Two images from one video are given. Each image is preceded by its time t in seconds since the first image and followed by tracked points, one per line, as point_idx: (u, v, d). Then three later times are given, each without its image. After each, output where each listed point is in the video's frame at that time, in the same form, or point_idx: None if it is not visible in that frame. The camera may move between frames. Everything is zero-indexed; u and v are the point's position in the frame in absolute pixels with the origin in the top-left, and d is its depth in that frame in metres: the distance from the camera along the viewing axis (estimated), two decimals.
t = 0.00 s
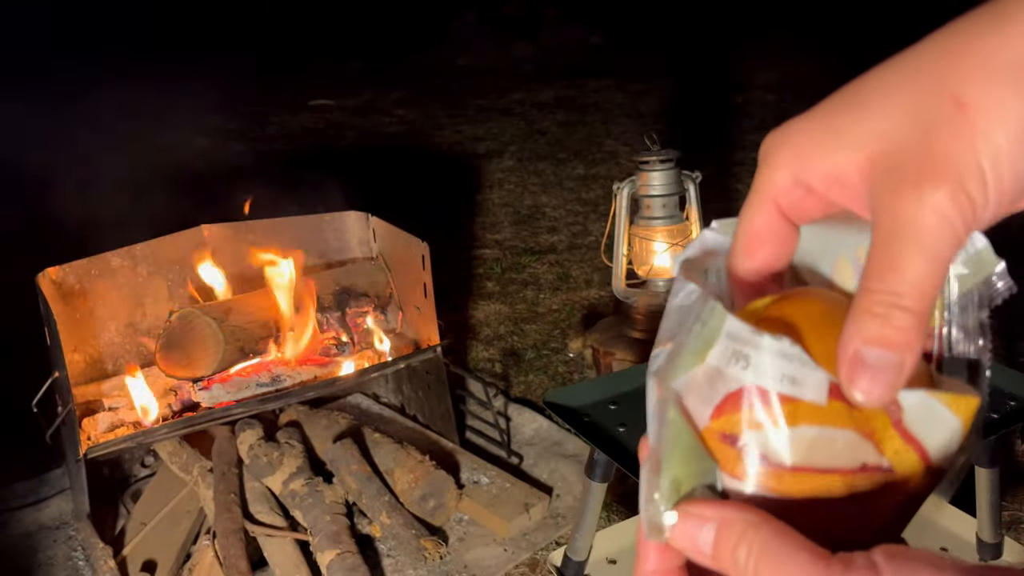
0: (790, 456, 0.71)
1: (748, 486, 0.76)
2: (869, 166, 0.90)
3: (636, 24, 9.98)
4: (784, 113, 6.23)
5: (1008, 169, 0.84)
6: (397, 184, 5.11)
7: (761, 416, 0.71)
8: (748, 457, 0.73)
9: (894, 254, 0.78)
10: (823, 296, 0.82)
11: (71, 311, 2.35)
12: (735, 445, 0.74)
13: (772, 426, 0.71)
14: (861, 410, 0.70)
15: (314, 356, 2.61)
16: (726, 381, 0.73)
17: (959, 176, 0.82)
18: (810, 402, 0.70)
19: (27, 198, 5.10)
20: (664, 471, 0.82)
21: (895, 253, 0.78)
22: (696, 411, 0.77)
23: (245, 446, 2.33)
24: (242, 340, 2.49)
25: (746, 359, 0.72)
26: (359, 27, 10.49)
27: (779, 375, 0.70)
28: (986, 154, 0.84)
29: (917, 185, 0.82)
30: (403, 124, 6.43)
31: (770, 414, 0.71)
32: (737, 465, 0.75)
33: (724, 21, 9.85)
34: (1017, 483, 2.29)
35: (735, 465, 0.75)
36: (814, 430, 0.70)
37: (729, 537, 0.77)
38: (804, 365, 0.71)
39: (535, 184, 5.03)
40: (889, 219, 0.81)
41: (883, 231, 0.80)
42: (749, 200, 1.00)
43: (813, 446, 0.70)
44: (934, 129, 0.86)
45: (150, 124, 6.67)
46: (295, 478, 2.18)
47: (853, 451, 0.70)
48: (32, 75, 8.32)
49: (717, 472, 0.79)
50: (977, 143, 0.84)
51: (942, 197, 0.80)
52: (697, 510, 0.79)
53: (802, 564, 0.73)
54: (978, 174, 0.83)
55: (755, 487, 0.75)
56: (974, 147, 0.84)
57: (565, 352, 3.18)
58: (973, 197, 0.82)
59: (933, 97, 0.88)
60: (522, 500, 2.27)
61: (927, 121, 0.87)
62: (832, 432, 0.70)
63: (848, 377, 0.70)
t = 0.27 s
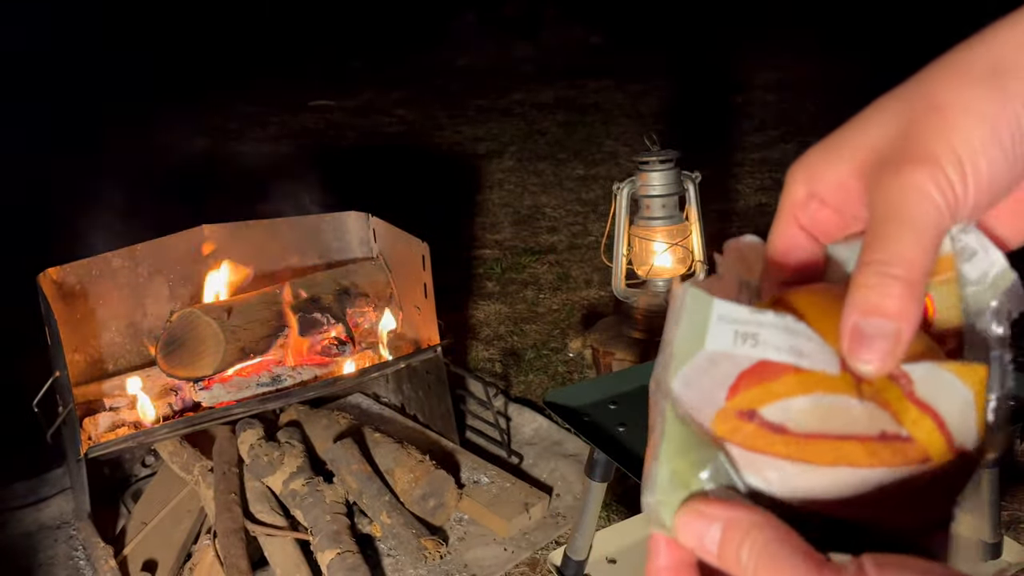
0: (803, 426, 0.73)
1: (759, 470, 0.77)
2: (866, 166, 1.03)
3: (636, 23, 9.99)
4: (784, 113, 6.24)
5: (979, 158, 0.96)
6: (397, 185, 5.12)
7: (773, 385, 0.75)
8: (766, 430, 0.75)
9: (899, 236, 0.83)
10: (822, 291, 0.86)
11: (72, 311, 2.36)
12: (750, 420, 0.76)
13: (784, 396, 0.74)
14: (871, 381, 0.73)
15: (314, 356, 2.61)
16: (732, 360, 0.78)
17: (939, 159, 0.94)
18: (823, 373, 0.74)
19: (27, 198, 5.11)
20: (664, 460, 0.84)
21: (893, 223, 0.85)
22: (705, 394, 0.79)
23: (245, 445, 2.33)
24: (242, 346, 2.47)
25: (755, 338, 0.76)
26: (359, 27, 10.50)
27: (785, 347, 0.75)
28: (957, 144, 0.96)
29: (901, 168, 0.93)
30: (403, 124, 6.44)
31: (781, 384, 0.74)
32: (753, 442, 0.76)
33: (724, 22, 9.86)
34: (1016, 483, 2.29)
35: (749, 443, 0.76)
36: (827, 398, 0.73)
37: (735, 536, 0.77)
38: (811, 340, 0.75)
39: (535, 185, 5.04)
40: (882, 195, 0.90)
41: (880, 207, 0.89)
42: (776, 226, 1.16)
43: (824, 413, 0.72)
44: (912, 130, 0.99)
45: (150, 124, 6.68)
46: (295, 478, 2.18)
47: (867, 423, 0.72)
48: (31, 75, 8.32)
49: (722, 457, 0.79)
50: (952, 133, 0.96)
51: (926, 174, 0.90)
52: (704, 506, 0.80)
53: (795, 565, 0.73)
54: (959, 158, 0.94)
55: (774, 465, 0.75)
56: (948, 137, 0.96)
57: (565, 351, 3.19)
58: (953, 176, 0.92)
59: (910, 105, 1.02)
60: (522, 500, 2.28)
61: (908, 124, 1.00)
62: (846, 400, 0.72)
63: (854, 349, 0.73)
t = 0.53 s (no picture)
0: (798, 415, 0.76)
1: (763, 466, 0.78)
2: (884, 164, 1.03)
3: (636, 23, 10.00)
4: (783, 113, 6.25)
5: (990, 153, 0.96)
6: (397, 185, 5.12)
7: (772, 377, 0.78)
8: (764, 424, 0.77)
9: (912, 225, 0.84)
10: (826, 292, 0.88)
11: (72, 311, 2.36)
12: (751, 415, 0.78)
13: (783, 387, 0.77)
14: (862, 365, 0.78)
15: (314, 356, 2.62)
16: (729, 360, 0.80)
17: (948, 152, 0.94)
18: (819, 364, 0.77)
19: (27, 198, 5.11)
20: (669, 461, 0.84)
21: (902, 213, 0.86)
22: (704, 394, 0.81)
23: (245, 445, 2.34)
24: (242, 344, 2.47)
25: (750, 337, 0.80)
26: (359, 27, 10.51)
27: (781, 342, 0.79)
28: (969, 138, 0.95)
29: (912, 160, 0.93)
30: (403, 125, 6.44)
31: (778, 374, 0.78)
32: (754, 437, 0.78)
33: (724, 22, 9.87)
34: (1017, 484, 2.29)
35: (751, 437, 0.78)
36: (820, 387, 0.77)
37: (747, 536, 0.75)
38: (804, 333, 0.79)
39: (535, 185, 5.04)
40: (892, 185, 0.91)
41: (890, 196, 0.89)
42: (798, 226, 1.18)
43: (818, 401, 0.76)
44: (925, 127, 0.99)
45: (149, 124, 6.68)
46: (295, 478, 2.18)
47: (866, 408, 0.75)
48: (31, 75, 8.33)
49: (724, 460, 0.80)
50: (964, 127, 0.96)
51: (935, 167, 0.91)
52: (715, 509, 0.80)
53: (807, 561, 0.71)
54: (970, 152, 0.94)
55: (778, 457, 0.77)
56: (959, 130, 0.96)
57: (565, 351, 3.19)
58: (961, 171, 0.92)
59: (928, 108, 1.03)
60: (522, 500, 2.28)
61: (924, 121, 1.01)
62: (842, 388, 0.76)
63: (850, 331, 0.78)
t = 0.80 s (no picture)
0: (794, 421, 0.73)
1: (765, 472, 0.73)
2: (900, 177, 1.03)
3: (635, 23, 10.00)
4: (783, 113, 6.25)
5: (1002, 168, 0.93)
6: (396, 185, 5.12)
7: (768, 387, 0.75)
8: (760, 431, 0.74)
9: (911, 235, 0.85)
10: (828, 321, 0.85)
11: (73, 311, 2.35)
12: (747, 424, 0.75)
13: (776, 396, 0.75)
14: (859, 373, 0.75)
15: (314, 356, 2.62)
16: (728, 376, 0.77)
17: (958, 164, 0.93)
18: (813, 373, 0.76)
19: (26, 198, 5.11)
20: (671, 464, 0.73)
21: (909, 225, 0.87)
22: (705, 403, 0.76)
23: (245, 445, 2.34)
24: (245, 344, 2.49)
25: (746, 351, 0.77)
26: (359, 27, 10.53)
27: (777, 353, 0.77)
28: (981, 151, 0.94)
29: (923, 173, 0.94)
30: (402, 125, 6.45)
31: (773, 386, 0.75)
32: (754, 446, 0.73)
33: (723, 22, 9.89)
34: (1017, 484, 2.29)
35: (749, 446, 0.74)
36: (815, 395, 0.74)
37: (753, 534, 0.68)
38: (799, 346, 0.77)
39: (535, 185, 5.04)
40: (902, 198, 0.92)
41: (899, 208, 0.91)
42: (808, 238, 1.19)
43: (813, 407, 0.74)
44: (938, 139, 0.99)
45: (150, 124, 6.69)
46: (296, 477, 2.18)
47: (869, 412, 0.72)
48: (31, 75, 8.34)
49: (725, 465, 0.73)
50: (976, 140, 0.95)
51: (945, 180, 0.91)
52: (719, 512, 0.71)
53: (818, 556, 0.65)
54: (980, 166, 0.93)
55: (778, 465, 0.72)
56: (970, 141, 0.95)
57: (565, 351, 3.19)
58: (970, 184, 0.91)
59: (942, 121, 1.01)
60: (522, 500, 2.28)
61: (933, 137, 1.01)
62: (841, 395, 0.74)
63: (855, 336, 0.78)
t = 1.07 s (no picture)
0: (797, 416, 0.68)
1: (771, 465, 0.68)
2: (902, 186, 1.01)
3: (635, 23, 10.01)
4: (783, 114, 6.26)
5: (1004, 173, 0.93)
6: (396, 185, 5.13)
7: (778, 381, 0.71)
8: (765, 424, 0.69)
9: (915, 237, 0.83)
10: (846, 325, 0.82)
11: (73, 311, 2.35)
12: (755, 417, 0.70)
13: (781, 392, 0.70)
14: (870, 368, 0.69)
15: (314, 356, 2.61)
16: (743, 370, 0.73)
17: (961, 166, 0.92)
18: (819, 371, 0.70)
19: (27, 198, 5.11)
20: (684, 446, 0.71)
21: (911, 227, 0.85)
22: (721, 396, 0.73)
23: (245, 445, 2.34)
24: (243, 343, 2.48)
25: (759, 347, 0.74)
26: (360, 27, 10.54)
27: (786, 350, 0.72)
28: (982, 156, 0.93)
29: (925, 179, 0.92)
30: (403, 125, 6.45)
31: (780, 382, 0.71)
32: (761, 438, 0.69)
33: (723, 22, 9.90)
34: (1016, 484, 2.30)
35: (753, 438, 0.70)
36: (823, 388, 0.69)
37: (760, 517, 0.64)
38: (812, 344, 0.73)
39: (535, 185, 5.05)
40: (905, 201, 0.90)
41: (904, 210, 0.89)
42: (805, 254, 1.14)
43: (821, 401, 0.68)
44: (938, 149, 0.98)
45: (150, 124, 6.69)
46: (296, 477, 2.18)
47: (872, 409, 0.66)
48: (31, 75, 8.34)
49: (738, 453, 0.70)
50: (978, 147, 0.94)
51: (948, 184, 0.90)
52: (722, 494, 0.67)
53: (820, 540, 0.60)
54: (982, 171, 0.92)
55: (778, 462, 0.68)
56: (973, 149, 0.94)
57: (565, 351, 3.19)
58: (975, 188, 0.90)
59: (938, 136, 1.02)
60: (522, 499, 2.29)
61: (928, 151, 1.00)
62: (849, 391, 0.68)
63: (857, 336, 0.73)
